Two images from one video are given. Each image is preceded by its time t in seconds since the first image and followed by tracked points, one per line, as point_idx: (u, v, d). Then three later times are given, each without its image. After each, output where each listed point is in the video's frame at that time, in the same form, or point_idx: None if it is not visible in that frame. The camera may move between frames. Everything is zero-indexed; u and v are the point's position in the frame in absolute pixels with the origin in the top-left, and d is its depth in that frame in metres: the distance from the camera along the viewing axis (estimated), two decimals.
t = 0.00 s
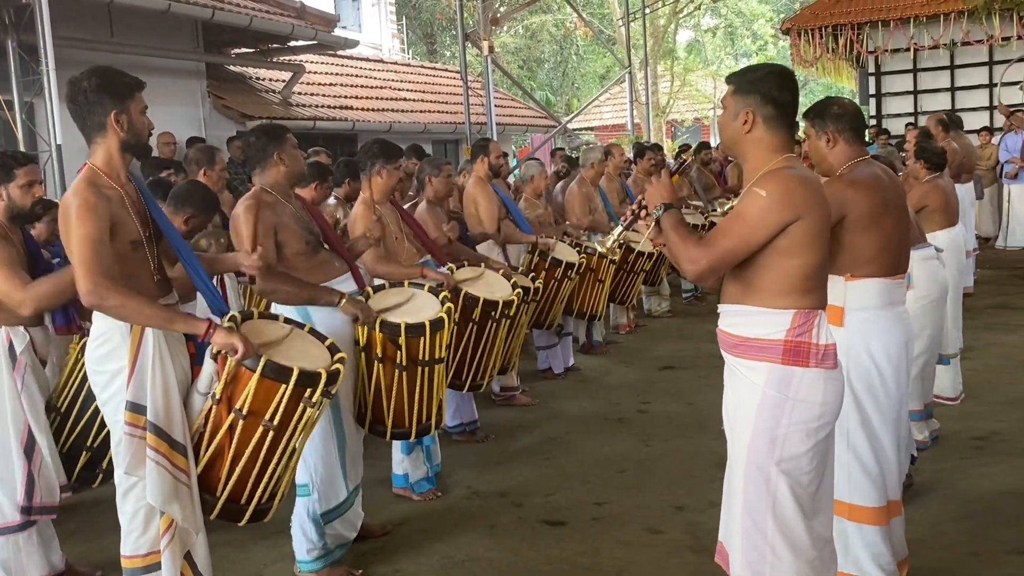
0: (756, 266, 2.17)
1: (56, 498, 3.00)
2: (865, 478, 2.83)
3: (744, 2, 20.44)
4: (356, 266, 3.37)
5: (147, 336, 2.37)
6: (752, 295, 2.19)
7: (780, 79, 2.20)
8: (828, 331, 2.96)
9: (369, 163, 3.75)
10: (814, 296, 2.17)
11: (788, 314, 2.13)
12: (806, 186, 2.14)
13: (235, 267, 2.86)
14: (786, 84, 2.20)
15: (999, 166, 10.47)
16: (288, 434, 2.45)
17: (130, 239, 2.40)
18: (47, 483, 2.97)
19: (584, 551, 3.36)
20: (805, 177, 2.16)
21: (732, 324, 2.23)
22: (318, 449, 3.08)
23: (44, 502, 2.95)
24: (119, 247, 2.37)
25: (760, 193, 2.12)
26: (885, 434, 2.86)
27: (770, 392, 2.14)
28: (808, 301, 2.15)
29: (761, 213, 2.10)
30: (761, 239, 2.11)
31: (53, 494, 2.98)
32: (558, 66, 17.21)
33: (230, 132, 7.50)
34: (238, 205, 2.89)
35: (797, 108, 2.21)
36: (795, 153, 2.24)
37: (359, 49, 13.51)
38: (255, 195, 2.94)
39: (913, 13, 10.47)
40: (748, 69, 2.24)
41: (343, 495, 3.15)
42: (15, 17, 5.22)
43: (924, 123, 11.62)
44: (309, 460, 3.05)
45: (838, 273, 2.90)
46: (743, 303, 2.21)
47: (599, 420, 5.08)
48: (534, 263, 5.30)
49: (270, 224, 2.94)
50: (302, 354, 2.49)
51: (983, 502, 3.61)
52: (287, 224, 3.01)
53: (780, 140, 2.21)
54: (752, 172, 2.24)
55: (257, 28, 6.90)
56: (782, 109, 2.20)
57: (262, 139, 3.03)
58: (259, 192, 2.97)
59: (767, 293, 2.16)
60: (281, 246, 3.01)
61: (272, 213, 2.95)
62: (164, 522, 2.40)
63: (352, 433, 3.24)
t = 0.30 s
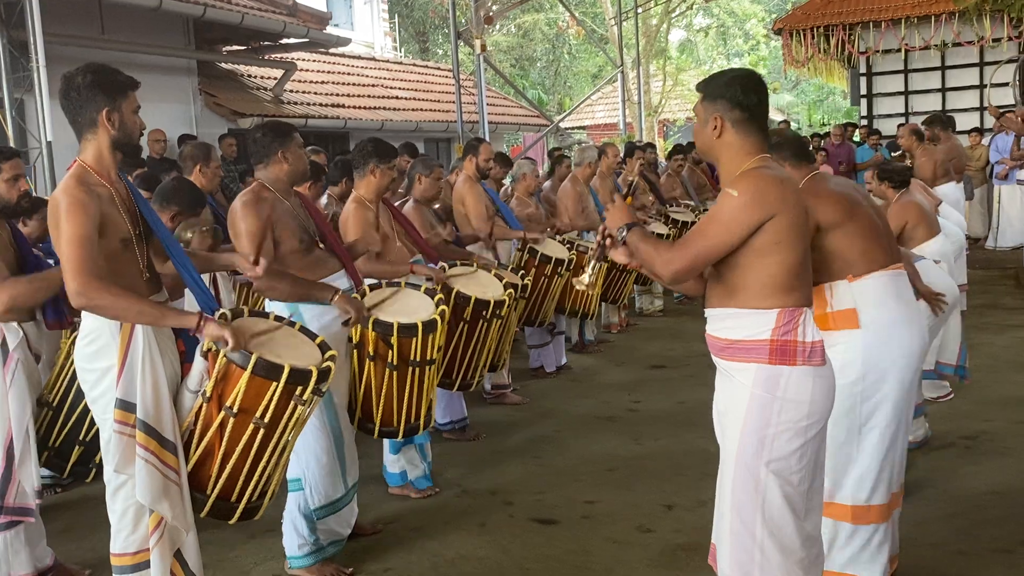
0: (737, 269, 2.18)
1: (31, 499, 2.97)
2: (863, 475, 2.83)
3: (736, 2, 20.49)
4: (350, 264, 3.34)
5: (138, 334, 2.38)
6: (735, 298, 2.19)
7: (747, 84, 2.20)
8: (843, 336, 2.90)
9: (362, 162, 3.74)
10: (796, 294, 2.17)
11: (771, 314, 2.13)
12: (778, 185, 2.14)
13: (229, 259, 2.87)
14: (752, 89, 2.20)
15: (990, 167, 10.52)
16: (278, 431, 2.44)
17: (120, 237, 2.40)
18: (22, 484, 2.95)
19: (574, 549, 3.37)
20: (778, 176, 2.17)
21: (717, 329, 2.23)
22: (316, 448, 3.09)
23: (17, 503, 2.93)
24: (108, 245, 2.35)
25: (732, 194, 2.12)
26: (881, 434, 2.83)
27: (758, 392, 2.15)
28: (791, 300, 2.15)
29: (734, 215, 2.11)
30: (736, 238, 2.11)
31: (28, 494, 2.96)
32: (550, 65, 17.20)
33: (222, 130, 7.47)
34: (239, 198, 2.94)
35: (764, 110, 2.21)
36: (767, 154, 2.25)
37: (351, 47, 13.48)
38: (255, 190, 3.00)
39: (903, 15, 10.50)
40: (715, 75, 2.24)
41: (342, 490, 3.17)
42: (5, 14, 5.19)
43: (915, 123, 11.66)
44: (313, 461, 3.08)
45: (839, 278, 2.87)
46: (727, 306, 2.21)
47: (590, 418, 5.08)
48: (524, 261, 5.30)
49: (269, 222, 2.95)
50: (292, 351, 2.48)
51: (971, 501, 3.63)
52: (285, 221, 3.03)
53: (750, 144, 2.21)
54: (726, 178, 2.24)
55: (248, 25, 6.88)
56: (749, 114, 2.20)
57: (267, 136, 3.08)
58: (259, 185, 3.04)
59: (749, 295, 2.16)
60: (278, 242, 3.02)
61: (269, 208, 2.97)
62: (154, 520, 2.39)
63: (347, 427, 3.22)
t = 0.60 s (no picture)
0: (721, 295, 2.17)
1: (37, 491, 2.97)
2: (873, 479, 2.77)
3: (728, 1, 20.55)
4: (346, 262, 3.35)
5: (127, 333, 2.38)
6: (739, 322, 2.17)
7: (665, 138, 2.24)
8: (864, 349, 2.89)
9: (352, 159, 3.75)
10: (797, 300, 2.16)
11: (784, 324, 2.12)
12: (726, 211, 2.16)
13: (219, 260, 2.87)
14: (673, 142, 2.23)
15: (978, 168, 10.58)
16: (269, 429, 2.45)
17: (111, 234, 2.40)
18: (29, 476, 2.96)
19: (564, 546, 3.38)
20: (724, 203, 2.18)
21: (737, 352, 2.18)
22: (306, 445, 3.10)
23: (23, 495, 2.93)
24: (100, 243, 2.36)
25: (681, 230, 2.15)
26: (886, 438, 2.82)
27: (780, 398, 2.12)
28: (795, 307, 2.15)
29: (689, 249, 2.12)
30: (696, 266, 2.12)
31: (35, 486, 2.96)
32: (542, 63, 17.20)
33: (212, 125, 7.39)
34: (236, 192, 2.95)
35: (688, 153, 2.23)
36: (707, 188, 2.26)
37: (343, 43, 13.47)
38: (253, 185, 2.99)
39: (894, 15, 10.54)
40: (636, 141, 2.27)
41: (333, 486, 3.18)
42: None
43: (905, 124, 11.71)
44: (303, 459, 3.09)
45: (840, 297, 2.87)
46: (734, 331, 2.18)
47: (581, 416, 5.10)
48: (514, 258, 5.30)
49: (265, 217, 2.98)
50: (283, 349, 2.49)
51: (958, 500, 3.66)
52: (281, 217, 3.05)
53: (690, 189, 2.22)
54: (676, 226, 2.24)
55: (240, 22, 6.87)
56: (679, 165, 2.21)
57: (271, 132, 3.07)
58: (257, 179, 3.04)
59: (755, 313, 2.14)
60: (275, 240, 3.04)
61: (266, 204, 2.98)
62: (143, 517, 2.39)
63: (338, 430, 3.23)
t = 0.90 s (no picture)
0: (710, 296, 2.16)
1: (16, 493, 3.05)
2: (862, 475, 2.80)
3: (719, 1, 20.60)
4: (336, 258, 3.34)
5: (117, 328, 2.37)
6: (727, 323, 2.17)
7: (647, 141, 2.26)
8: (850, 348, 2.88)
9: (345, 154, 3.76)
10: (789, 298, 2.16)
11: (775, 323, 2.12)
12: (710, 213, 2.15)
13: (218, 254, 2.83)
14: (655, 146, 2.25)
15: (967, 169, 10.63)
16: (260, 429, 2.46)
17: (102, 230, 2.38)
18: (9, 477, 3.02)
19: (553, 544, 3.39)
20: (709, 205, 2.18)
21: (728, 354, 2.19)
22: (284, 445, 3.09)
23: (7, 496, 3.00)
24: (90, 240, 2.34)
25: (667, 235, 2.14)
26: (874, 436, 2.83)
27: (771, 398, 2.12)
28: (785, 305, 2.14)
29: (677, 251, 2.11)
30: (687, 268, 2.10)
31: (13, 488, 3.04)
32: (533, 61, 17.19)
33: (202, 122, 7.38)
34: (230, 184, 3.02)
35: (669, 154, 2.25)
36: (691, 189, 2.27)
37: (334, 39, 13.44)
38: (246, 178, 3.05)
39: (885, 16, 10.59)
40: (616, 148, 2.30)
41: (311, 484, 3.18)
42: None
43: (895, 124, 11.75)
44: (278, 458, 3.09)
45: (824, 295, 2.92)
46: (724, 331, 2.18)
47: (571, 414, 5.11)
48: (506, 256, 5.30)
49: (257, 209, 3.02)
50: (277, 350, 2.49)
51: (946, 499, 3.68)
52: (274, 210, 3.09)
53: (674, 194, 2.23)
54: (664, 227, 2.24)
55: (231, 17, 6.85)
56: (663, 169, 2.23)
57: (277, 125, 3.13)
58: (253, 170, 3.11)
59: (742, 313, 2.14)
60: (264, 232, 3.07)
61: (259, 196, 3.03)
62: (129, 515, 2.39)
63: (320, 429, 3.23)
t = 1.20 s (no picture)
0: (701, 290, 2.14)
1: None
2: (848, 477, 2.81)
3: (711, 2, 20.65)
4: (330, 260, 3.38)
5: (104, 325, 2.36)
6: (715, 317, 2.15)
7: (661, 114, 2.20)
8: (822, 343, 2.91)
9: (341, 154, 3.75)
10: (774, 301, 2.14)
11: (759, 323, 2.11)
12: (716, 207, 2.11)
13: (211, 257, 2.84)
14: (672, 120, 2.21)
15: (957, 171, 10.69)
16: (250, 439, 2.48)
17: (97, 232, 2.37)
18: None
19: (544, 544, 3.40)
20: (714, 197, 2.14)
21: (708, 346, 2.18)
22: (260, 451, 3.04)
23: None
24: (87, 240, 2.34)
25: (670, 225, 2.11)
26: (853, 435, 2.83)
27: (751, 401, 2.12)
28: (772, 306, 2.14)
29: (677, 245, 2.08)
30: (686, 262, 2.08)
31: None
32: (525, 62, 17.20)
33: (193, 120, 7.37)
34: (229, 178, 3.01)
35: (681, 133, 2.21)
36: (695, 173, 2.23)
37: (325, 38, 13.42)
38: (246, 174, 3.04)
39: (875, 18, 10.63)
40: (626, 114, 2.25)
41: (287, 485, 3.14)
42: None
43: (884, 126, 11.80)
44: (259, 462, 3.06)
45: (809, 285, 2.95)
46: (713, 322, 2.16)
47: (562, 415, 5.12)
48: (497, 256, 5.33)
49: (259, 206, 3.02)
50: (270, 360, 2.52)
51: (933, 500, 3.70)
52: (274, 208, 3.11)
53: (682, 173, 2.20)
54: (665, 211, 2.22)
55: (222, 16, 6.82)
56: (677, 145, 2.20)
57: (287, 125, 3.11)
58: (255, 166, 3.11)
59: (730, 310, 2.13)
60: (264, 231, 3.08)
61: (258, 193, 3.03)
62: (115, 518, 2.38)
63: (300, 430, 3.21)
